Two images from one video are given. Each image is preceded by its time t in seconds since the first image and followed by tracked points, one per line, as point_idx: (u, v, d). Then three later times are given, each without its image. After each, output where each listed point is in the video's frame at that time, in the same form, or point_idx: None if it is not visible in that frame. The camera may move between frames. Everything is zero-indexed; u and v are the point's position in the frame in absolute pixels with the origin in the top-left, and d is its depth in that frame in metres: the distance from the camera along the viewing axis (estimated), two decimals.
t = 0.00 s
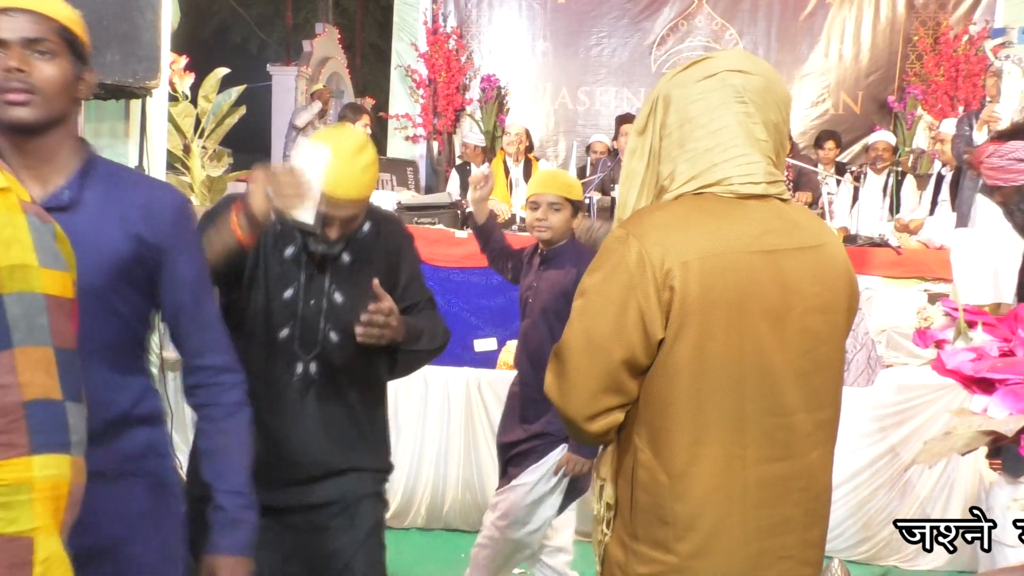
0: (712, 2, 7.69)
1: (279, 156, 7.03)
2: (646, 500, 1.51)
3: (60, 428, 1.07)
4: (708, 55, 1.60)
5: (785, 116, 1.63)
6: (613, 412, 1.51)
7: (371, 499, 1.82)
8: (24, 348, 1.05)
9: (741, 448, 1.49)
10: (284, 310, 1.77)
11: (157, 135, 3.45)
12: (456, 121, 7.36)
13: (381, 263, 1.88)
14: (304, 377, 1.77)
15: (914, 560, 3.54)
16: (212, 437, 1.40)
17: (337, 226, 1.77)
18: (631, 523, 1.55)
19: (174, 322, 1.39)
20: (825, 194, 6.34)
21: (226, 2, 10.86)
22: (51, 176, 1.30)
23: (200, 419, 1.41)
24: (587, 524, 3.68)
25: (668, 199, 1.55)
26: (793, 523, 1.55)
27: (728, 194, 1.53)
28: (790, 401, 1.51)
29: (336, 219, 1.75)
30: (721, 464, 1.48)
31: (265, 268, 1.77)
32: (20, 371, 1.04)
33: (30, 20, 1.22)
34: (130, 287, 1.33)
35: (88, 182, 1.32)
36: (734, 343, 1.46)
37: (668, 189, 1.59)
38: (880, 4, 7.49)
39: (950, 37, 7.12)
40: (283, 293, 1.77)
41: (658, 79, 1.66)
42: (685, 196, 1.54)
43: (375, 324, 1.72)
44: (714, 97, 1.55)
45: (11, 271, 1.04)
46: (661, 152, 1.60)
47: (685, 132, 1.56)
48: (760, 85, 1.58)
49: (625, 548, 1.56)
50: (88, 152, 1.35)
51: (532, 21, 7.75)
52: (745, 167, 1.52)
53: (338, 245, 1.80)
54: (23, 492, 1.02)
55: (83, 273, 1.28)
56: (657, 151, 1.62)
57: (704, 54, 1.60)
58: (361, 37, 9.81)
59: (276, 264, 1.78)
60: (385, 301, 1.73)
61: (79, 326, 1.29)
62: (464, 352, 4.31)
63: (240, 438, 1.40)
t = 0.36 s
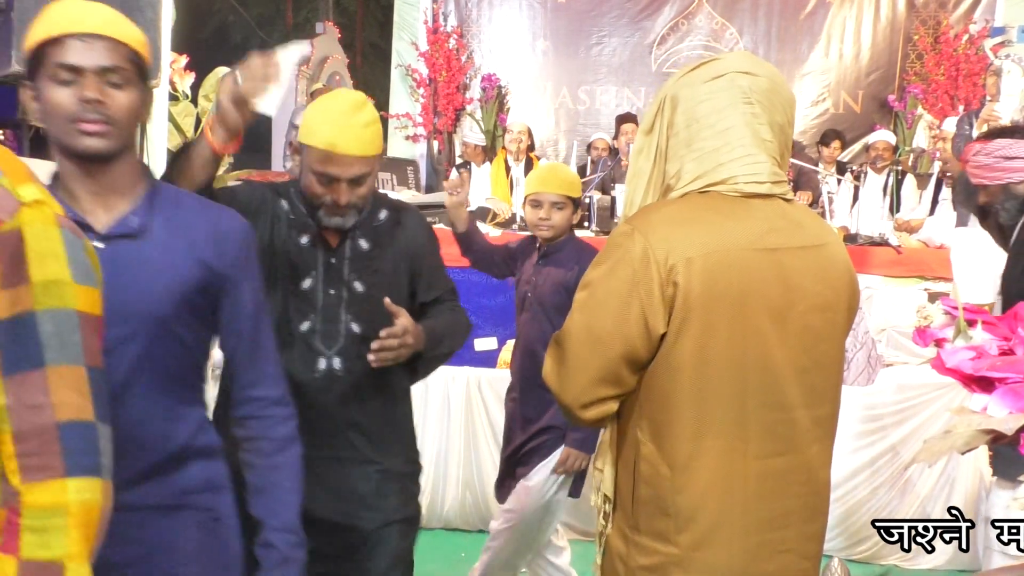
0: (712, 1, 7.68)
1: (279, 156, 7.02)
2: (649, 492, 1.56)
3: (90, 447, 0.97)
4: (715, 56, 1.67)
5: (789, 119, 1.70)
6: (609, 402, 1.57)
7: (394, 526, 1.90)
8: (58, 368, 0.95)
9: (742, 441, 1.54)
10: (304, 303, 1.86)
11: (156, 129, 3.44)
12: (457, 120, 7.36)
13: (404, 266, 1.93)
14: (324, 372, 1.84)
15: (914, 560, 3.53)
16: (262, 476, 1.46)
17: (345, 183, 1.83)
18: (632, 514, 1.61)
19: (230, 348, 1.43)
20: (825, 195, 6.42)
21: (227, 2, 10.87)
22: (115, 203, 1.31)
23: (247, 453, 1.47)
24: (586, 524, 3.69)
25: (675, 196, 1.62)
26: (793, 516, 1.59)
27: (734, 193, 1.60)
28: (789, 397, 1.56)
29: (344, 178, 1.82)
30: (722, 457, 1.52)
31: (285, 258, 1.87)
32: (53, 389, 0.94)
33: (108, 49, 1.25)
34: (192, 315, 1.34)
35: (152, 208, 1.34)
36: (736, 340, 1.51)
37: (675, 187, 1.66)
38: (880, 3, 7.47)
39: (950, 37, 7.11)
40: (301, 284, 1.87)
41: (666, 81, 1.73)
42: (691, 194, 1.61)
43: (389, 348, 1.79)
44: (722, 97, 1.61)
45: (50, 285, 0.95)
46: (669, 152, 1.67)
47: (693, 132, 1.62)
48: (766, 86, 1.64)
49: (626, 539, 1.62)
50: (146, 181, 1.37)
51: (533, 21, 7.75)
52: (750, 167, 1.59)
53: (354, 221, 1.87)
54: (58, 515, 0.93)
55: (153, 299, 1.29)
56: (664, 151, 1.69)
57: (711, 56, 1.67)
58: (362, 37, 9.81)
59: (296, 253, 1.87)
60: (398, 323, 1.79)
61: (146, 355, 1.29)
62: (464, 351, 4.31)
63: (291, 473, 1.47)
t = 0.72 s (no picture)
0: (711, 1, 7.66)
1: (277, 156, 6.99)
2: (650, 484, 1.58)
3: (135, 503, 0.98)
4: (717, 59, 1.68)
5: (791, 120, 1.71)
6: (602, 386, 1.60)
7: (431, 545, 2.00)
8: (113, 432, 0.94)
9: (742, 436, 1.56)
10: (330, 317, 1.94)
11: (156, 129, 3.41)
12: (455, 120, 7.27)
13: (425, 271, 2.04)
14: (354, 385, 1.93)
15: (912, 559, 3.52)
16: (315, 491, 1.40)
17: (352, 171, 1.90)
18: (632, 507, 1.63)
19: (296, 365, 1.38)
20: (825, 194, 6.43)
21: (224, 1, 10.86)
22: (199, 225, 1.31)
23: (303, 466, 1.41)
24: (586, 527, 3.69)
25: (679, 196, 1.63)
26: (790, 509, 1.63)
27: (738, 191, 1.61)
28: (789, 393, 1.59)
29: (349, 166, 1.90)
30: (722, 452, 1.55)
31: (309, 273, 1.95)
32: (110, 456, 0.94)
33: (199, 71, 1.24)
34: (274, 334, 1.33)
35: (232, 230, 1.32)
36: (737, 336, 1.53)
37: (678, 187, 1.66)
38: (879, 2, 7.44)
39: (948, 35, 7.06)
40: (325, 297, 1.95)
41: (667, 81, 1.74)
42: (694, 193, 1.62)
43: (396, 366, 1.89)
44: (726, 99, 1.62)
45: (108, 345, 0.94)
46: (673, 152, 1.68)
47: (697, 133, 1.63)
48: (768, 88, 1.65)
49: (625, 531, 1.64)
50: (221, 205, 1.35)
51: (531, 20, 7.75)
52: (753, 168, 1.61)
53: (366, 216, 1.94)
54: None
55: (240, 321, 1.27)
56: (667, 151, 1.70)
57: (713, 59, 1.68)
58: (360, 36, 9.80)
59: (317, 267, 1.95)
60: (406, 338, 1.90)
61: (231, 377, 1.27)
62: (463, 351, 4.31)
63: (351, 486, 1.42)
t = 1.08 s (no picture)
0: None
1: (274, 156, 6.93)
2: (656, 472, 1.78)
3: (184, 516, 1.08)
4: (718, 60, 1.91)
5: (790, 118, 1.95)
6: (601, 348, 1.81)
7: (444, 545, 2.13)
8: (158, 453, 1.06)
9: (743, 430, 1.77)
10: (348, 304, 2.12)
11: (153, 132, 3.47)
12: (453, 118, 7.13)
13: (440, 263, 2.17)
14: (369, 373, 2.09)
15: (909, 557, 3.53)
16: (356, 476, 1.60)
17: (355, 149, 2.08)
18: (634, 494, 1.82)
19: (337, 349, 1.55)
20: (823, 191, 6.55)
21: None
22: (250, 213, 1.45)
23: (342, 450, 1.60)
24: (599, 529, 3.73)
25: (686, 192, 1.86)
26: (789, 502, 1.84)
27: (741, 189, 1.83)
28: (789, 388, 1.80)
29: (352, 144, 2.08)
30: (724, 444, 1.75)
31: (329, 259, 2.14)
32: (157, 475, 1.06)
33: (253, 57, 1.33)
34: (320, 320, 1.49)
35: (289, 226, 1.47)
36: (740, 335, 1.74)
37: (684, 186, 1.88)
38: None
39: (946, 35, 6.71)
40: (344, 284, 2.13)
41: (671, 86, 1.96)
42: (700, 190, 1.85)
43: (399, 362, 1.99)
44: (731, 100, 1.85)
45: (144, 365, 1.05)
46: (678, 152, 1.90)
47: (701, 133, 1.85)
48: (769, 89, 1.89)
49: (626, 518, 1.83)
50: (268, 195, 1.50)
51: (529, 18, 7.46)
52: (754, 167, 1.83)
53: (374, 198, 2.11)
54: None
55: (293, 308, 1.43)
56: (671, 150, 1.91)
57: (715, 62, 1.90)
58: (358, 34, 9.78)
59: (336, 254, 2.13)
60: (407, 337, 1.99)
61: (280, 367, 1.43)
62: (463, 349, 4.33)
63: (386, 470, 1.62)
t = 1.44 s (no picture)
0: None
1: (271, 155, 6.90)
2: (656, 452, 1.94)
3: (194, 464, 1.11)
4: (718, 63, 2.08)
5: (789, 119, 2.12)
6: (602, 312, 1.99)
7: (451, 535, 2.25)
8: (157, 400, 1.08)
9: (742, 418, 1.92)
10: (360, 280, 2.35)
11: (149, 131, 3.44)
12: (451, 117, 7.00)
13: (448, 245, 2.38)
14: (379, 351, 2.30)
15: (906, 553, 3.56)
16: (369, 462, 1.78)
17: (361, 118, 2.32)
18: (634, 474, 1.98)
19: (352, 333, 1.71)
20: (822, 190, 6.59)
21: None
22: (274, 190, 1.61)
23: (357, 438, 1.78)
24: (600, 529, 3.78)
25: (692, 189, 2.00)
26: (786, 497, 1.98)
27: (743, 185, 1.97)
28: (786, 381, 1.94)
29: (358, 110, 2.33)
30: (721, 429, 1.91)
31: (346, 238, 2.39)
32: (160, 423, 1.07)
33: (271, 31, 1.52)
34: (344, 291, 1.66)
35: (312, 206, 1.63)
36: (739, 329, 1.89)
37: (689, 183, 2.03)
38: None
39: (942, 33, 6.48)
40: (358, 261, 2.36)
41: (676, 87, 2.13)
42: (704, 187, 1.99)
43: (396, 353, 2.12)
44: (730, 102, 2.01)
45: (134, 310, 1.05)
46: (682, 150, 2.06)
47: (704, 133, 2.02)
48: (768, 90, 2.05)
49: (625, 498, 1.99)
50: (289, 175, 1.66)
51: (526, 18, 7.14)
52: (756, 167, 1.97)
53: (380, 170, 2.34)
54: (192, 539, 1.08)
55: (312, 290, 1.57)
56: (676, 148, 2.08)
57: (717, 66, 2.08)
58: (356, 32, 9.77)
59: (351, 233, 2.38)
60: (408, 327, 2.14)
61: (301, 352, 1.57)
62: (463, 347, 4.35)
63: (398, 455, 1.80)
